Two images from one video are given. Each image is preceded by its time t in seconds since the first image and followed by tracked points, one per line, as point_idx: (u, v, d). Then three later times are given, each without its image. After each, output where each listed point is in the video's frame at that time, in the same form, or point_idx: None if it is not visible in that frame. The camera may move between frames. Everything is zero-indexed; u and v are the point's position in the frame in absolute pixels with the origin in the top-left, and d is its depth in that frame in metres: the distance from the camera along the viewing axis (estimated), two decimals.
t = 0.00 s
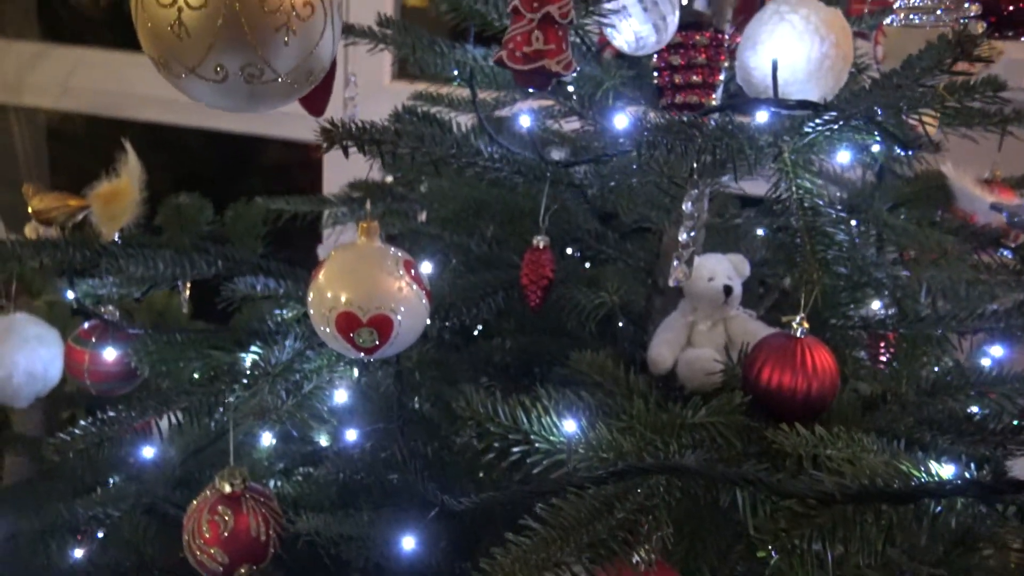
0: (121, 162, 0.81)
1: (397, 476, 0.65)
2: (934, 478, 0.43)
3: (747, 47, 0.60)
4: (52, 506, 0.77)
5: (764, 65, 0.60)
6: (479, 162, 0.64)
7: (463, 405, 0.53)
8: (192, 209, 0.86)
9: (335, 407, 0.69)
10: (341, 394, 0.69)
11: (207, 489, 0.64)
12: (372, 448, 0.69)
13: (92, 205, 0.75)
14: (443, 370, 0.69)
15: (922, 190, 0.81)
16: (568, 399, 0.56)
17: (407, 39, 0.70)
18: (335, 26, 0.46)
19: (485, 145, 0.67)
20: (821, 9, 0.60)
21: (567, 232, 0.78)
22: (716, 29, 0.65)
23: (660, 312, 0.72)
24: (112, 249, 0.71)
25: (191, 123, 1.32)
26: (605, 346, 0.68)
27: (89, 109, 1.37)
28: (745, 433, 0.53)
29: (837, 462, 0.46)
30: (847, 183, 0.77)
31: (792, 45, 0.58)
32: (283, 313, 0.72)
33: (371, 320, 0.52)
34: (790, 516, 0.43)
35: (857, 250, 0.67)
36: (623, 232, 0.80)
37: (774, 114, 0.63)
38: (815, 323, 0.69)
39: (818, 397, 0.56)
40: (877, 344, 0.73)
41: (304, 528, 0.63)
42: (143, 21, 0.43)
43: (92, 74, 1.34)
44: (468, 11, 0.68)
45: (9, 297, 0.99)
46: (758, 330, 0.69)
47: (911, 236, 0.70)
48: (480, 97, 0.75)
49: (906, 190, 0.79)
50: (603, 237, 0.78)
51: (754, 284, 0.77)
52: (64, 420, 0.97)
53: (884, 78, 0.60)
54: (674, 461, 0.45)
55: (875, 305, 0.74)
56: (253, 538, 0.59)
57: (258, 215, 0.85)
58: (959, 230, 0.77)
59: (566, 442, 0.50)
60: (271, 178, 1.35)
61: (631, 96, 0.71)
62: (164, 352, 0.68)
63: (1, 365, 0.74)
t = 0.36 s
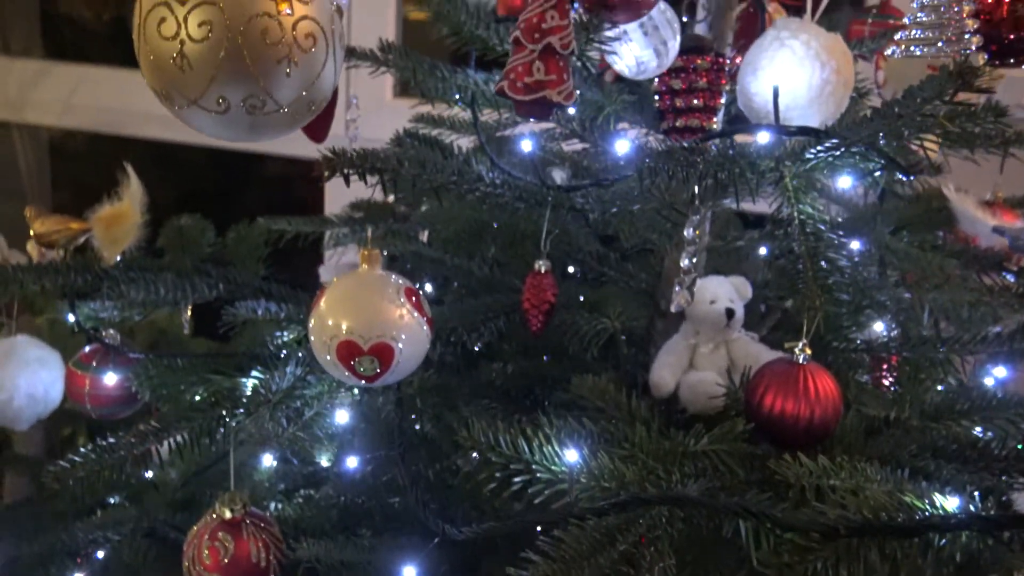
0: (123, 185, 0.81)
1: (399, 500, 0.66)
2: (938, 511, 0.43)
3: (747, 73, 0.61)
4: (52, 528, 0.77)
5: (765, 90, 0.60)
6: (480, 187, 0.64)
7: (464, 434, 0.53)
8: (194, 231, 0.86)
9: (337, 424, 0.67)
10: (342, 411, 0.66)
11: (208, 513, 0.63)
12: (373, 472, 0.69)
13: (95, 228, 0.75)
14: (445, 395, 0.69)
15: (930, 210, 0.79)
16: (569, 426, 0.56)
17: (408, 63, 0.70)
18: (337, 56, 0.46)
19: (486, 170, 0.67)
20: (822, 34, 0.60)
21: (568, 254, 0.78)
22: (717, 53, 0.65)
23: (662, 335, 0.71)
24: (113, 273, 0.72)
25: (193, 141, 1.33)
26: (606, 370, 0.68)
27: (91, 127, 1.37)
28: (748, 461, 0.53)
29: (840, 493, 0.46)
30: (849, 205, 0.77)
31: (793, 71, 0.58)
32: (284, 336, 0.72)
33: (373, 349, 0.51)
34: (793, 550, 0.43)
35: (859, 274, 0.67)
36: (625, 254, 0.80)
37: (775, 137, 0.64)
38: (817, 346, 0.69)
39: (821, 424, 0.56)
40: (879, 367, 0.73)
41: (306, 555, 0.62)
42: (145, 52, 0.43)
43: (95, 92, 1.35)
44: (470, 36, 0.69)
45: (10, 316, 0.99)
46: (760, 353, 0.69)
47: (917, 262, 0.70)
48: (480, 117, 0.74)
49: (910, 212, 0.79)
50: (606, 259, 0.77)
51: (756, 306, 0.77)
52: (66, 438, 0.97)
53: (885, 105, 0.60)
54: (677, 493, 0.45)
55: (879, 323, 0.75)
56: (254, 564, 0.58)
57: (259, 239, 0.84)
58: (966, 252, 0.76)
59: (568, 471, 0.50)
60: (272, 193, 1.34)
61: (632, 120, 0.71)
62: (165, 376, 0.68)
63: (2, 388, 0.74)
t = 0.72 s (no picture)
0: (124, 206, 0.81)
1: (397, 523, 0.66)
2: (936, 540, 0.43)
3: (744, 98, 0.61)
4: (50, 550, 0.77)
5: (762, 116, 0.60)
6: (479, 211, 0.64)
7: (462, 460, 0.53)
8: (194, 251, 0.86)
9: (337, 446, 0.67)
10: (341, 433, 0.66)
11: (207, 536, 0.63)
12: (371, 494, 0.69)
13: (96, 249, 0.76)
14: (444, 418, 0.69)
15: (929, 233, 0.79)
16: (568, 451, 0.56)
17: (408, 87, 0.71)
18: (336, 85, 0.47)
19: (483, 193, 0.67)
20: (818, 60, 0.60)
21: (568, 276, 0.79)
22: (715, 77, 0.66)
23: (661, 357, 0.72)
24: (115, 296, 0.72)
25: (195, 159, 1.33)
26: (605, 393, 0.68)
27: (93, 145, 1.38)
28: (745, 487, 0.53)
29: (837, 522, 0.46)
30: (846, 228, 0.78)
31: (790, 96, 0.59)
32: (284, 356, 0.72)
33: (371, 374, 0.52)
34: None
35: (856, 298, 0.68)
36: (623, 276, 0.80)
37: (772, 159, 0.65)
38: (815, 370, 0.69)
39: (819, 449, 0.56)
40: (879, 390, 0.73)
41: None
42: (146, 82, 0.44)
43: (97, 111, 1.35)
44: (469, 61, 0.69)
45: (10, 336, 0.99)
46: (759, 375, 0.69)
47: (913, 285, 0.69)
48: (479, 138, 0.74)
49: (908, 234, 0.79)
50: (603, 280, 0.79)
51: (754, 328, 0.77)
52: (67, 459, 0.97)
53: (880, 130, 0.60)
54: (674, 521, 0.45)
55: (875, 347, 0.74)
56: None
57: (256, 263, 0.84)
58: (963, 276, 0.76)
59: (566, 498, 0.50)
60: (274, 211, 1.35)
61: (631, 143, 0.71)
62: (164, 399, 0.68)
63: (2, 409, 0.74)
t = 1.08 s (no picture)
0: (121, 226, 0.82)
1: (390, 546, 0.66)
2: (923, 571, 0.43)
3: (737, 125, 0.62)
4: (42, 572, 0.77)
5: (754, 142, 0.60)
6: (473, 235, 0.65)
7: (453, 486, 0.53)
8: (190, 271, 0.87)
9: (329, 466, 0.66)
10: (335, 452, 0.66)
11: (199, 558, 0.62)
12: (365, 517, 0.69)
13: (91, 269, 0.75)
14: (437, 442, 0.70)
15: (922, 257, 0.80)
16: (559, 477, 0.56)
17: (404, 112, 0.72)
18: (331, 112, 0.47)
19: (477, 217, 0.67)
20: (810, 88, 0.61)
21: (563, 299, 0.79)
22: (708, 103, 0.66)
23: (654, 381, 0.72)
24: (109, 315, 0.72)
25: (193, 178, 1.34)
26: (598, 417, 0.68)
27: (93, 162, 1.38)
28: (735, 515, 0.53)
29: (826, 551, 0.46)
30: (839, 253, 0.78)
31: (782, 124, 0.59)
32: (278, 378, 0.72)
33: (362, 399, 0.52)
34: None
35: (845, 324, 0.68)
36: (617, 299, 0.80)
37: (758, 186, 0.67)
38: (808, 395, 0.70)
39: (810, 475, 0.56)
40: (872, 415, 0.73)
41: None
42: (142, 109, 0.44)
43: (97, 128, 1.36)
44: (464, 85, 0.70)
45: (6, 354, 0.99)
46: (752, 400, 0.69)
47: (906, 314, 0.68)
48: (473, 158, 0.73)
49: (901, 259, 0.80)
50: (596, 303, 0.81)
51: (748, 352, 0.78)
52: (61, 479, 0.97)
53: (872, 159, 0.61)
54: (663, 549, 0.45)
55: (868, 369, 0.77)
56: None
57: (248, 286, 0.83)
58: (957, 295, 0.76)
59: (556, 525, 0.50)
60: (272, 230, 1.36)
61: (624, 168, 0.72)
62: (157, 421, 0.68)
63: None
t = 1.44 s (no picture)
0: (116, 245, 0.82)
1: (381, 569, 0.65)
2: None
3: (729, 151, 0.62)
4: None
5: (745, 169, 0.61)
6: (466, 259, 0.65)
7: (442, 512, 0.53)
8: (186, 289, 0.87)
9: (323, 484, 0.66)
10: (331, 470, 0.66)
11: None
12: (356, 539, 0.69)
13: (86, 287, 0.75)
14: (429, 464, 0.70)
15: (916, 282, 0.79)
16: (548, 503, 0.56)
17: (400, 134, 0.72)
18: (324, 138, 0.48)
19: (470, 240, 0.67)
20: (801, 116, 0.61)
21: (557, 320, 0.79)
22: (702, 127, 0.67)
23: (646, 404, 0.72)
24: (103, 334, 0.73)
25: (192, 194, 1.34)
26: (590, 441, 0.69)
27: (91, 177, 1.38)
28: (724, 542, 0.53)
29: None
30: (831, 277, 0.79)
31: (773, 151, 0.60)
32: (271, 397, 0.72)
33: (353, 423, 0.52)
34: None
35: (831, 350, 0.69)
36: (611, 321, 0.81)
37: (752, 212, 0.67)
38: (800, 419, 0.70)
39: (800, 501, 0.56)
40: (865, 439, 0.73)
41: None
42: (136, 134, 0.44)
43: (96, 142, 1.36)
44: (458, 109, 0.70)
45: None
46: (745, 424, 0.69)
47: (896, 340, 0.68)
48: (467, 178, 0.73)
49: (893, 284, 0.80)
50: (591, 325, 0.81)
51: (741, 376, 0.78)
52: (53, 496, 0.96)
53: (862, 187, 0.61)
54: None
55: (862, 395, 0.77)
56: None
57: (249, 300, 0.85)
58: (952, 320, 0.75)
59: (545, 552, 0.50)
60: (270, 247, 1.36)
61: (617, 192, 0.72)
62: (149, 441, 0.68)
63: None
